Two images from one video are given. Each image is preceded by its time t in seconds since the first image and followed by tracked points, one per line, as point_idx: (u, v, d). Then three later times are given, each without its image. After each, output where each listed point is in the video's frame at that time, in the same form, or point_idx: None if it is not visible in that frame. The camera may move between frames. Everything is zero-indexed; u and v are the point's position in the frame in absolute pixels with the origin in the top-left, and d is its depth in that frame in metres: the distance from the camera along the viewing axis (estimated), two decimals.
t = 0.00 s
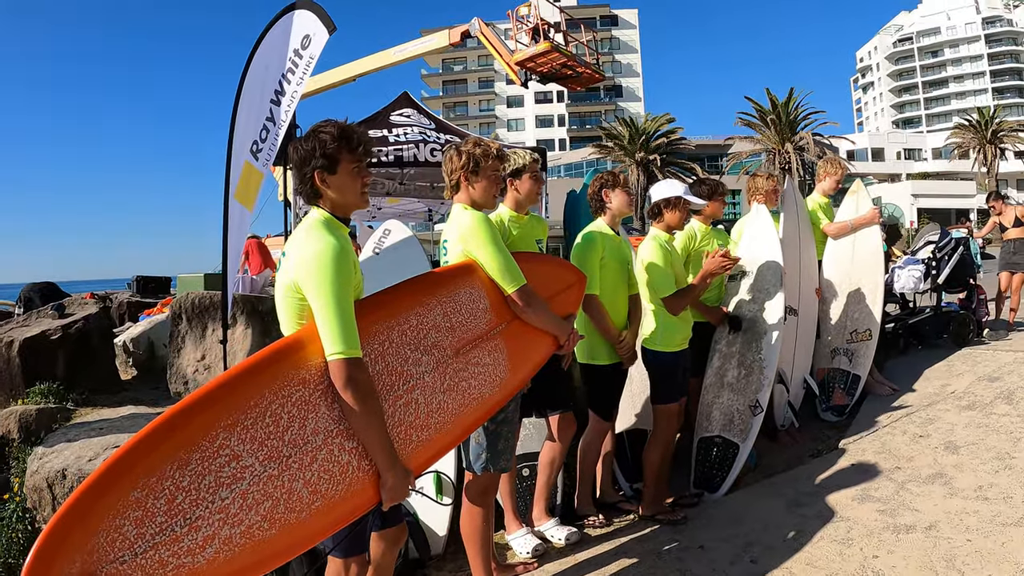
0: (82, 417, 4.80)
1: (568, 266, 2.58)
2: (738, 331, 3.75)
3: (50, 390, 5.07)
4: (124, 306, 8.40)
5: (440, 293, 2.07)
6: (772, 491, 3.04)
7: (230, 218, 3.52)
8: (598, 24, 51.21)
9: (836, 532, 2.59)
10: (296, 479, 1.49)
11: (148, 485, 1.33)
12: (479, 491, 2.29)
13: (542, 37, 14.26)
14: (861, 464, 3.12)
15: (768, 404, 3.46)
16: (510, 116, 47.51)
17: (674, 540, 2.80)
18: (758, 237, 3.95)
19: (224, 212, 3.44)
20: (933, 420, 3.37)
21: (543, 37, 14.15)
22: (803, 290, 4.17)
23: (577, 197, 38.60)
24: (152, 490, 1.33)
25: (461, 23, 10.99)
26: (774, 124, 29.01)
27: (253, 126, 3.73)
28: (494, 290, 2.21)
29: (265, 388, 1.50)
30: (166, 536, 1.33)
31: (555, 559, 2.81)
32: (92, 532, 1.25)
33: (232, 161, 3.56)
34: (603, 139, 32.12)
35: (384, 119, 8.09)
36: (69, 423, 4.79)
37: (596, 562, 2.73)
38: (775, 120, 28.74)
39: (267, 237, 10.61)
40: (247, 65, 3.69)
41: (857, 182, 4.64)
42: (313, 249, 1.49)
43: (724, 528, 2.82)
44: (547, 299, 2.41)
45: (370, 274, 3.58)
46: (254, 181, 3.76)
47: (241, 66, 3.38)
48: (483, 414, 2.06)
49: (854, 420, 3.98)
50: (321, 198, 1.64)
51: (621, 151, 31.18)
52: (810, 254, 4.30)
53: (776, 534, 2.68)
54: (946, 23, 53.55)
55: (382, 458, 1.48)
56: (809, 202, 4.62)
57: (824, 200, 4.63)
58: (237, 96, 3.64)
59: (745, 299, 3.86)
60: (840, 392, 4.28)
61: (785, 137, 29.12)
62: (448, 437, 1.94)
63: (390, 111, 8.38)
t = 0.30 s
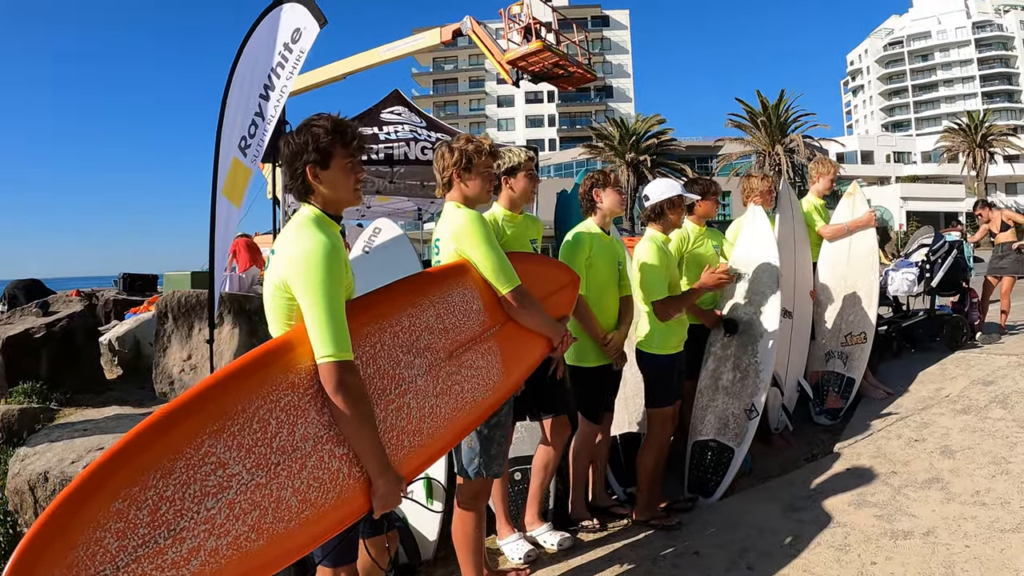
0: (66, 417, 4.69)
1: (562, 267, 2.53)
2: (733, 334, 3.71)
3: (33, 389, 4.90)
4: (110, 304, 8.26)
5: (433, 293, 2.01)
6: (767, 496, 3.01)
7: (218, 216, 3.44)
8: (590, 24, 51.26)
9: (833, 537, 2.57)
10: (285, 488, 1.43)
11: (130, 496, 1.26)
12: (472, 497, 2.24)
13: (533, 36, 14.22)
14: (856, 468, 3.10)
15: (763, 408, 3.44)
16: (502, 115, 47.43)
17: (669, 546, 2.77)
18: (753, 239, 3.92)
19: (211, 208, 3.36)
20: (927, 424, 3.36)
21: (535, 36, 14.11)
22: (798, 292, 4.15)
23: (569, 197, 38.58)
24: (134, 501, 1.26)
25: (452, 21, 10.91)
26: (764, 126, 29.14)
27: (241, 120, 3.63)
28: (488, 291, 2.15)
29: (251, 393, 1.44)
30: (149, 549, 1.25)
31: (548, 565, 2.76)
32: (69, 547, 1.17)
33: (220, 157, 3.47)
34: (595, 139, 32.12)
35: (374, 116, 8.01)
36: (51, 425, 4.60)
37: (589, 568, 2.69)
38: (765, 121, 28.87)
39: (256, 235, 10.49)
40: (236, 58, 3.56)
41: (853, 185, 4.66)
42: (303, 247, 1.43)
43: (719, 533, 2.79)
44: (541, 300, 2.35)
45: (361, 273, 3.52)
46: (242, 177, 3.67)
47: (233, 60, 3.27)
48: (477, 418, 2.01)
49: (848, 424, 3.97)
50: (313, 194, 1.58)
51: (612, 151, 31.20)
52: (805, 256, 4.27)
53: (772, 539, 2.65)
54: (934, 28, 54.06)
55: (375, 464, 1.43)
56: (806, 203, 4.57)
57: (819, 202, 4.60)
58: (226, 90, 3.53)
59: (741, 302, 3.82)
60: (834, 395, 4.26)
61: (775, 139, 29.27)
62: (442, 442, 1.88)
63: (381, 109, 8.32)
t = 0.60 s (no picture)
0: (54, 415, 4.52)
1: (558, 266, 2.49)
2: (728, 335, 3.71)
3: (21, 387, 4.79)
4: (99, 301, 8.16)
5: (430, 292, 1.97)
6: (761, 497, 3.01)
7: (208, 212, 3.39)
8: (582, 24, 51.29)
9: (829, 539, 2.56)
10: (281, 490, 1.40)
11: (123, 500, 1.22)
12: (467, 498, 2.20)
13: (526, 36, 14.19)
14: (851, 470, 3.10)
15: (758, 409, 3.44)
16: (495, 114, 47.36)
17: (665, 547, 2.75)
18: (748, 240, 3.91)
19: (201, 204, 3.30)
20: (921, 425, 3.37)
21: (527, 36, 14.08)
22: (792, 294, 4.15)
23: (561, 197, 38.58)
24: (127, 505, 1.22)
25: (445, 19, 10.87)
26: (755, 128, 29.26)
27: (233, 116, 3.58)
28: (485, 290, 2.12)
29: (247, 393, 1.40)
30: (143, 555, 1.22)
31: (542, 567, 2.74)
32: (61, 553, 1.14)
33: (212, 153, 3.41)
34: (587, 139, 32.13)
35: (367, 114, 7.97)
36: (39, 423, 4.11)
37: (584, 570, 2.67)
38: (757, 123, 28.99)
39: (246, 232, 10.40)
40: (230, 53, 3.51)
41: (848, 186, 4.66)
42: (299, 244, 1.40)
43: (715, 534, 2.78)
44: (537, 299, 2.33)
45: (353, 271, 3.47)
46: (234, 173, 3.62)
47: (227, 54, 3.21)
48: (474, 418, 1.98)
49: (842, 425, 3.98)
50: (312, 189, 1.55)
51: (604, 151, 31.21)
52: (800, 258, 4.27)
53: (768, 541, 2.64)
54: (923, 33, 54.53)
55: (372, 465, 1.39)
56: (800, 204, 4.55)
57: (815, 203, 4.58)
58: (219, 86, 3.48)
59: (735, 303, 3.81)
60: (827, 397, 4.27)
61: (766, 141, 29.39)
62: (439, 443, 1.85)
63: (374, 107, 8.28)
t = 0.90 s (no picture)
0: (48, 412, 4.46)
1: (555, 267, 2.51)
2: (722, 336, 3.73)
3: (16, 384, 4.75)
4: (93, 298, 8.11)
5: (431, 291, 1.98)
6: (755, 497, 3.04)
7: (204, 212, 3.38)
8: (577, 24, 51.34)
9: (823, 538, 2.59)
10: (285, 489, 1.41)
11: (129, 500, 1.23)
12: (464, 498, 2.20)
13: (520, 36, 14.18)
14: (844, 469, 3.14)
15: (753, 409, 3.46)
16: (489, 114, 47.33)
17: (660, 546, 2.77)
18: (742, 242, 3.94)
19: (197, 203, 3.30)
20: (912, 426, 3.41)
21: (522, 36, 14.07)
22: (786, 296, 4.19)
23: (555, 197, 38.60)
24: (133, 506, 1.23)
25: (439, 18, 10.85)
26: (748, 129, 29.39)
27: (230, 115, 3.57)
28: (484, 291, 2.14)
29: (250, 393, 1.41)
30: (149, 555, 1.23)
31: (538, 566, 2.75)
32: (67, 553, 1.14)
33: (207, 151, 3.40)
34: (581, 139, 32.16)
35: (362, 113, 7.96)
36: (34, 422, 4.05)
37: (580, 568, 2.68)
38: (750, 124, 29.12)
39: (240, 230, 10.35)
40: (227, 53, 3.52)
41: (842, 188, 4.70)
42: (303, 243, 1.40)
43: (710, 532, 2.80)
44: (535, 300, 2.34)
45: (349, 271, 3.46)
46: (230, 172, 3.60)
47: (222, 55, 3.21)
48: (474, 418, 1.99)
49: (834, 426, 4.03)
50: (318, 187, 1.55)
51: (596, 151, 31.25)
52: (794, 260, 4.29)
53: (761, 540, 2.67)
54: (915, 36, 54.90)
55: (374, 464, 1.40)
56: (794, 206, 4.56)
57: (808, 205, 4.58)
58: (215, 84, 3.48)
59: (729, 304, 3.84)
60: (820, 397, 4.32)
61: (759, 142, 29.48)
62: (439, 443, 1.86)
63: (369, 106, 8.27)
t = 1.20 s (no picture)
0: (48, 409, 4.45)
1: (557, 265, 2.53)
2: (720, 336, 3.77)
3: (15, 380, 4.74)
4: (91, 295, 8.09)
5: (439, 289, 2.00)
6: (753, 494, 3.07)
7: (207, 210, 3.40)
8: (573, 24, 51.36)
9: (820, 535, 2.63)
10: (298, 483, 1.43)
11: (146, 493, 1.25)
12: (469, 494, 2.23)
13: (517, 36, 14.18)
14: (840, 467, 3.18)
15: (751, 407, 3.49)
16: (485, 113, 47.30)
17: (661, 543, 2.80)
18: (740, 243, 3.98)
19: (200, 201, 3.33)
20: (907, 425, 3.46)
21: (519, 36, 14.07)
22: (783, 297, 4.23)
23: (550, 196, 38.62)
24: (150, 498, 1.26)
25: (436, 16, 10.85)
26: (743, 130, 29.50)
27: (233, 112, 3.59)
28: (490, 288, 2.16)
29: (264, 388, 1.43)
30: (165, 546, 1.26)
31: (539, 562, 2.78)
32: (87, 544, 1.17)
33: (210, 148, 3.42)
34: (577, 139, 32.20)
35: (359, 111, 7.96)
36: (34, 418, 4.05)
37: (580, 565, 2.71)
38: (744, 125, 29.23)
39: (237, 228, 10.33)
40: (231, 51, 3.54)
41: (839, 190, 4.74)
42: (314, 239, 1.42)
43: (709, 529, 2.84)
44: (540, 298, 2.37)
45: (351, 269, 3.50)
46: (233, 170, 3.61)
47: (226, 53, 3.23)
48: (481, 414, 2.02)
49: (831, 425, 4.07)
50: (328, 185, 1.57)
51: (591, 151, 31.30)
52: (791, 261, 4.32)
53: (760, 536, 2.70)
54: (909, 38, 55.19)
55: (384, 458, 1.42)
56: (790, 207, 4.60)
57: (805, 207, 4.63)
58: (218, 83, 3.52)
59: (727, 304, 3.88)
60: (816, 397, 4.36)
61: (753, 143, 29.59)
62: (446, 438, 1.89)
63: (367, 104, 8.28)
